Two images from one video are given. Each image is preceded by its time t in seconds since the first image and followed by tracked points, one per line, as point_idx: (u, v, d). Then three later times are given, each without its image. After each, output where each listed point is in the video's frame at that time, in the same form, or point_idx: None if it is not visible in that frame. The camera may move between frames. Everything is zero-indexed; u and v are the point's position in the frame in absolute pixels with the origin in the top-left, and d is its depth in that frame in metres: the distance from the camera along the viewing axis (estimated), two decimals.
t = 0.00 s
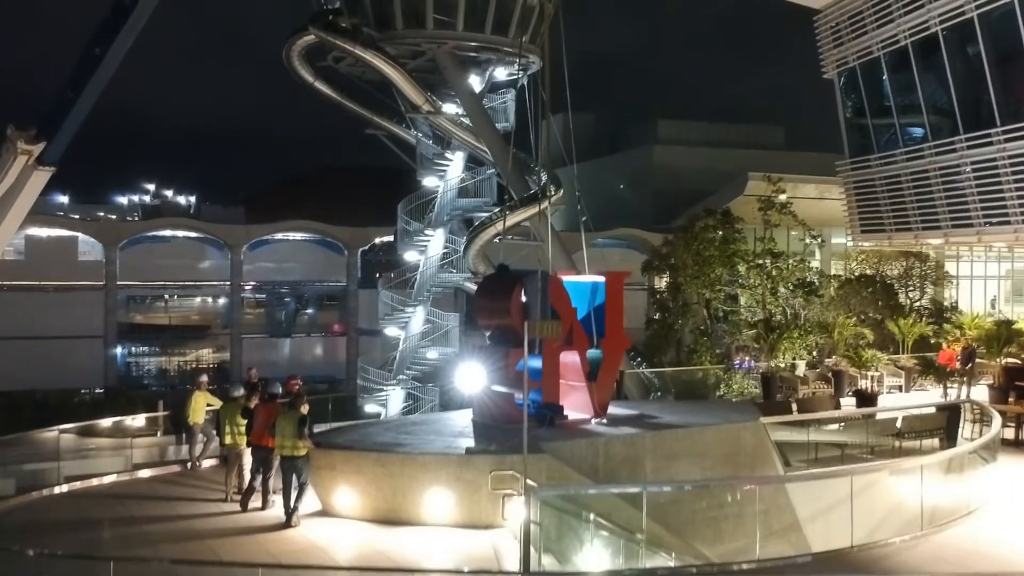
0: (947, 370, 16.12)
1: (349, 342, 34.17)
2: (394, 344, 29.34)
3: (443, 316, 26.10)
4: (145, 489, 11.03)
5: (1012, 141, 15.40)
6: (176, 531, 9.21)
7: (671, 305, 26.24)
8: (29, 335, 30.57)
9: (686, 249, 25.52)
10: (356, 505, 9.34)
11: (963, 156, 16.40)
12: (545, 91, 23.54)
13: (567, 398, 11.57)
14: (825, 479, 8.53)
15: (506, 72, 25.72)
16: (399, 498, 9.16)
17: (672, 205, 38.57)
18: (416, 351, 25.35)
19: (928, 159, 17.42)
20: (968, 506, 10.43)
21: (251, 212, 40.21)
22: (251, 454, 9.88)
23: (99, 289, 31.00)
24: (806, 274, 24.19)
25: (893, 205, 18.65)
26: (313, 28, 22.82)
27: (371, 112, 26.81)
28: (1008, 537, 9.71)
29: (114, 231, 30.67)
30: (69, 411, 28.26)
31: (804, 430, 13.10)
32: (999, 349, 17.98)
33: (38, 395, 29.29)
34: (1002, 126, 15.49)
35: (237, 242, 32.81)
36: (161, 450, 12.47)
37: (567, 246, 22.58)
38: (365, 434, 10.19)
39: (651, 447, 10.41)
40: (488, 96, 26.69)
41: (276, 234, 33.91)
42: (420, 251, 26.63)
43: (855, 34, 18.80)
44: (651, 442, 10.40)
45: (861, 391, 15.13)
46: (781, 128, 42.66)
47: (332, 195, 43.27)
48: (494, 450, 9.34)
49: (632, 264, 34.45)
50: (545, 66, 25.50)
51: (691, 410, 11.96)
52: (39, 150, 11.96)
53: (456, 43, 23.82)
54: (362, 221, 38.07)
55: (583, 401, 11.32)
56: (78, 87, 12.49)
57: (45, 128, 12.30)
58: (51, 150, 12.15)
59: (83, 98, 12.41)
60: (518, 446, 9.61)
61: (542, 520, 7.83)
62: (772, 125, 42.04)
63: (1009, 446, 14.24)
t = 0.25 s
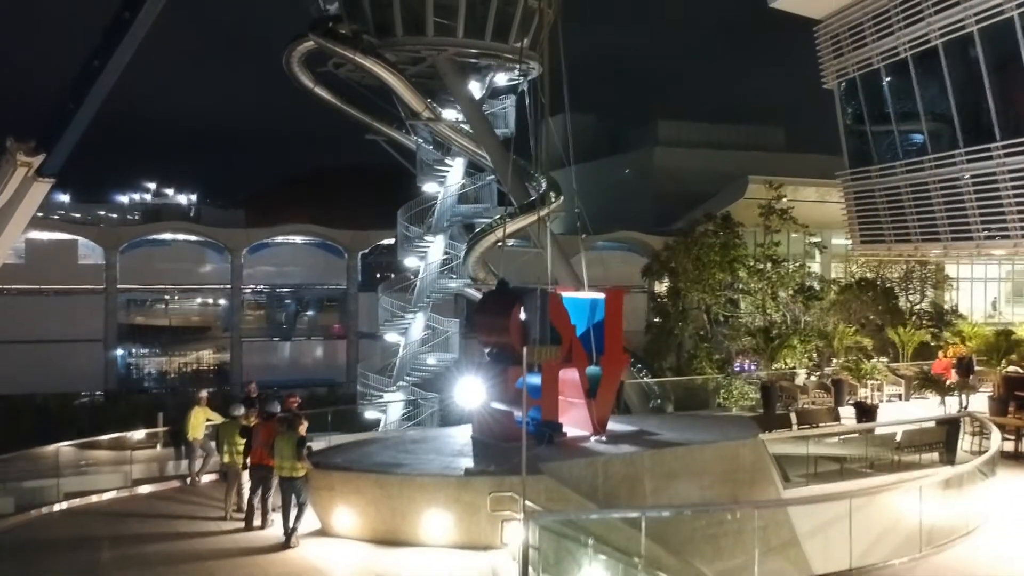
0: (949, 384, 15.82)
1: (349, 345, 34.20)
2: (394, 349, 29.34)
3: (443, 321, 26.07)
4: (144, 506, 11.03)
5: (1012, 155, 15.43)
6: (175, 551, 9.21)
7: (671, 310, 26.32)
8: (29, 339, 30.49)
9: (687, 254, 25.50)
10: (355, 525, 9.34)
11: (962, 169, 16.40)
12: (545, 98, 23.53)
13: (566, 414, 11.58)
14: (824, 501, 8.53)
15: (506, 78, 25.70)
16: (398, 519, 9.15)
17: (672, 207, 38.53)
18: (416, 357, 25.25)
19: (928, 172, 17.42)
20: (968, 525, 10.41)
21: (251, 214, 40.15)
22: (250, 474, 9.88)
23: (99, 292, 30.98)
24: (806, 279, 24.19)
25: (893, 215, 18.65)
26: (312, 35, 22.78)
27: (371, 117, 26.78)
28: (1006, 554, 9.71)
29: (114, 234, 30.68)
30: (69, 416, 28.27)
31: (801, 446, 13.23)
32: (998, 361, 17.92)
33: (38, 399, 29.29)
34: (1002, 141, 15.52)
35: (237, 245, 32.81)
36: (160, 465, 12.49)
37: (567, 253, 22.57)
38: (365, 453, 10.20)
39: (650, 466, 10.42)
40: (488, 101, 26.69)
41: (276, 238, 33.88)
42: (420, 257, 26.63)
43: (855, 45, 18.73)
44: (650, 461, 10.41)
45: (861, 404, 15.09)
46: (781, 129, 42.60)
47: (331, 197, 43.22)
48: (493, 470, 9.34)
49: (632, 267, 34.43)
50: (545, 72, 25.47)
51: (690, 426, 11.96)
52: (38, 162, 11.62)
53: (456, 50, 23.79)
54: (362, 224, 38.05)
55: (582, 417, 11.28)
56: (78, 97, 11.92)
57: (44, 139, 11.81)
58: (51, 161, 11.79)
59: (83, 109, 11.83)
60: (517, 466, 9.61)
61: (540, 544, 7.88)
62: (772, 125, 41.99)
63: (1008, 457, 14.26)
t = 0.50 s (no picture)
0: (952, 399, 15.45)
1: (349, 348, 34.18)
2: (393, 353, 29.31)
3: (443, 327, 25.99)
4: (142, 522, 10.99)
5: (1013, 168, 15.33)
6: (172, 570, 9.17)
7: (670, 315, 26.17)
8: (29, 342, 30.39)
9: (687, 259, 25.37)
10: (353, 544, 9.32)
11: (963, 179, 16.33)
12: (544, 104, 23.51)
13: (566, 429, 11.54)
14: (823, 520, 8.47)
15: (505, 82, 25.70)
16: (396, 538, 9.10)
17: (672, 210, 38.47)
18: (416, 363, 25.07)
19: (927, 183, 17.40)
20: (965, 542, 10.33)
21: (251, 216, 40.08)
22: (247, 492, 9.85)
23: (99, 295, 30.92)
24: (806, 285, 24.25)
25: (893, 226, 18.68)
26: (310, 40, 22.73)
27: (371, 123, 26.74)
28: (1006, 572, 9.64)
29: (114, 237, 30.62)
30: (69, 421, 28.22)
31: (803, 458, 12.63)
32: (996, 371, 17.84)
33: (37, 403, 29.24)
34: (1002, 153, 15.42)
35: (237, 248, 32.76)
36: (158, 479, 12.46)
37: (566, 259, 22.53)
38: (363, 471, 10.17)
39: (648, 483, 10.37)
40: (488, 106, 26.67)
41: (276, 240, 33.83)
42: (419, 262, 26.60)
43: (855, 55, 18.69)
44: (649, 478, 10.38)
45: (860, 415, 15.04)
46: (782, 130, 42.52)
47: (332, 199, 43.16)
48: (491, 489, 9.31)
49: (633, 270, 34.38)
50: (544, 77, 25.45)
51: (689, 441, 11.92)
52: (36, 173, 11.37)
53: (456, 55, 23.77)
54: (362, 226, 37.99)
55: (581, 433, 11.27)
56: (76, 105, 11.51)
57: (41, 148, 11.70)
58: (49, 171, 11.52)
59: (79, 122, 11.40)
60: (516, 485, 9.59)
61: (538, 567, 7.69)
62: (772, 127, 41.92)
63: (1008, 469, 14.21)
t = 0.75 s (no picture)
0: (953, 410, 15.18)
1: (349, 352, 34.10)
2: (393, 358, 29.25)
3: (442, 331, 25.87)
4: (140, 540, 10.93)
5: (1013, 182, 15.23)
6: None
7: (671, 319, 26.30)
8: (28, 346, 30.29)
9: (686, 264, 25.34)
10: (351, 564, 9.28)
11: (964, 192, 16.27)
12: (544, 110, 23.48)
13: (564, 445, 11.49)
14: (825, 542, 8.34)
15: (505, 88, 25.67)
16: (394, 559, 9.07)
17: (673, 212, 38.36)
18: (416, 369, 24.92)
19: (928, 196, 17.39)
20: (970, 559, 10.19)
21: (251, 218, 40.00)
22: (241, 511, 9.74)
23: (99, 298, 30.85)
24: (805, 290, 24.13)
25: (893, 237, 18.67)
26: (309, 47, 22.68)
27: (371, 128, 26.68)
28: None
29: (113, 241, 30.57)
30: (69, 425, 28.17)
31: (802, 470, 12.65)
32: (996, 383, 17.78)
33: (37, 408, 29.19)
34: (1003, 167, 15.34)
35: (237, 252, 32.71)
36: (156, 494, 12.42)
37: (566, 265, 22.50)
38: (363, 489, 10.14)
39: (648, 501, 10.32)
40: (488, 112, 26.64)
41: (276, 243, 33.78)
42: (419, 268, 26.53)
43: (855, 65, 18.66)
44: (648, 496, 10.33)
45: (860, 427, 14.99)
46: (782, 131, 42.41)
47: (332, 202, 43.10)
48: (490, 510, 9.27)
49: (633, 274, 34.29)
50: (544, 83, 25.43)
51: (689, 457, 11.88)
52: (34, 185, 11.35)
53: (456, 61, 23.74)
54: (362, 230, 37.92)
55: (580, 449, 11.21)
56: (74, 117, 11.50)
57: (40, 157, 11.80)
58: (47, 183, 11.55)
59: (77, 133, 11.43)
60: (514, 505, 9.54)
61: None
62: (773, 128, 41.82)
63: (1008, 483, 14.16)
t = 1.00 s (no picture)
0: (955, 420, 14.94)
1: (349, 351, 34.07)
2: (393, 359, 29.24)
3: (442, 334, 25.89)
4: (138, 551, 10.92)
5: (1013, 191, 15.16)
6: None
7: (671, 321, 26.40)
8: (27, 346, 30.23)
9: (687, 265, 25.38)
10: None
11: (963, 200, 16.24)
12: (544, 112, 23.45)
13: (562, 455, 11.48)
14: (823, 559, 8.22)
15: (505, 89, 25.64)
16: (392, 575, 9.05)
17: (673, 211, 38.30)
18: (416, 371, 24.96)
19: (928, 203, 17.31)
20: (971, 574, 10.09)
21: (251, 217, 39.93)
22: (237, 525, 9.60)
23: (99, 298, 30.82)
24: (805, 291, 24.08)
25: (893, 242, 18.64)
26: (308, 49, 22.63)
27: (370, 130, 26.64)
28: None
29: (113, 240, 30.52)
30: (69, 425, 28.15)
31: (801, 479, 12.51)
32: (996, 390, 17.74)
33: (37, 409, 29.16)
34: (1003, 176, 15.26)
35: (236, 252, 32.66)
36: (155, 504, 12.41)
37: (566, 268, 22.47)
38: (361, 502, 10.13)
39: (646, 514, 10.31)
40: (487, 113, 26.61)
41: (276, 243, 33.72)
42: (418, 270, 26.48)
43: (856, 71, 18.61)
44: (646, 509, 10.31)
45: (860, 434, 14.96)
46: (783, 129, 42.29)
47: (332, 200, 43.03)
48: (488, 525, 9.25)
49: (633, 273, 34.23)
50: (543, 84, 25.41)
51: (688, 467, 11.87)
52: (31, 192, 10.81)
53: (455, 63, 23.70)
54: (362, 229, 37.85)
55: (578, 460, 11.20)
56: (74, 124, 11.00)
57: (38, 163, 11.73)
58: (45, 190, 10.99)
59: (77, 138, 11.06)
60: (512, 519, 9.54)
61: None
62: (774, 126, 41.71)
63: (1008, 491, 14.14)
